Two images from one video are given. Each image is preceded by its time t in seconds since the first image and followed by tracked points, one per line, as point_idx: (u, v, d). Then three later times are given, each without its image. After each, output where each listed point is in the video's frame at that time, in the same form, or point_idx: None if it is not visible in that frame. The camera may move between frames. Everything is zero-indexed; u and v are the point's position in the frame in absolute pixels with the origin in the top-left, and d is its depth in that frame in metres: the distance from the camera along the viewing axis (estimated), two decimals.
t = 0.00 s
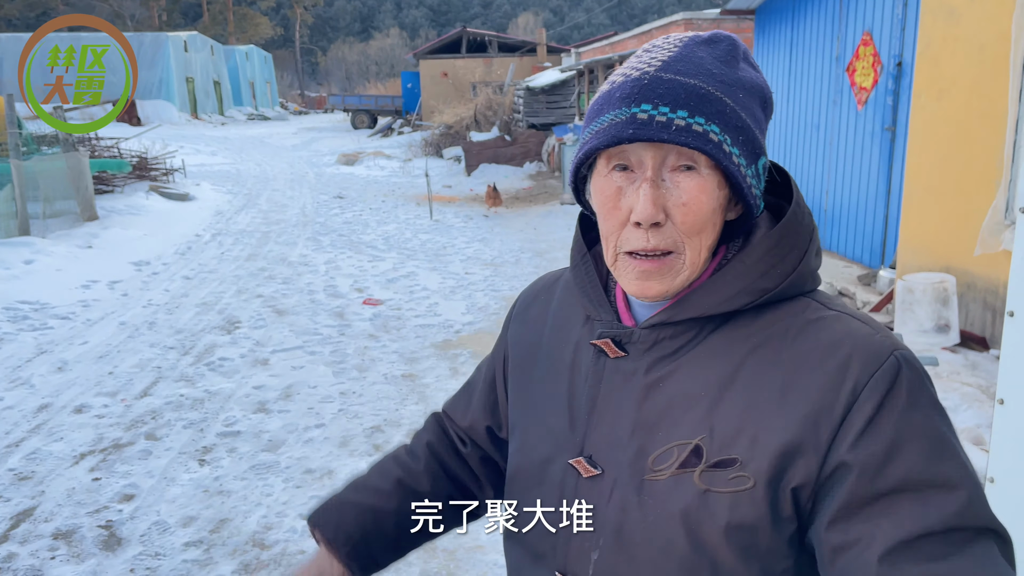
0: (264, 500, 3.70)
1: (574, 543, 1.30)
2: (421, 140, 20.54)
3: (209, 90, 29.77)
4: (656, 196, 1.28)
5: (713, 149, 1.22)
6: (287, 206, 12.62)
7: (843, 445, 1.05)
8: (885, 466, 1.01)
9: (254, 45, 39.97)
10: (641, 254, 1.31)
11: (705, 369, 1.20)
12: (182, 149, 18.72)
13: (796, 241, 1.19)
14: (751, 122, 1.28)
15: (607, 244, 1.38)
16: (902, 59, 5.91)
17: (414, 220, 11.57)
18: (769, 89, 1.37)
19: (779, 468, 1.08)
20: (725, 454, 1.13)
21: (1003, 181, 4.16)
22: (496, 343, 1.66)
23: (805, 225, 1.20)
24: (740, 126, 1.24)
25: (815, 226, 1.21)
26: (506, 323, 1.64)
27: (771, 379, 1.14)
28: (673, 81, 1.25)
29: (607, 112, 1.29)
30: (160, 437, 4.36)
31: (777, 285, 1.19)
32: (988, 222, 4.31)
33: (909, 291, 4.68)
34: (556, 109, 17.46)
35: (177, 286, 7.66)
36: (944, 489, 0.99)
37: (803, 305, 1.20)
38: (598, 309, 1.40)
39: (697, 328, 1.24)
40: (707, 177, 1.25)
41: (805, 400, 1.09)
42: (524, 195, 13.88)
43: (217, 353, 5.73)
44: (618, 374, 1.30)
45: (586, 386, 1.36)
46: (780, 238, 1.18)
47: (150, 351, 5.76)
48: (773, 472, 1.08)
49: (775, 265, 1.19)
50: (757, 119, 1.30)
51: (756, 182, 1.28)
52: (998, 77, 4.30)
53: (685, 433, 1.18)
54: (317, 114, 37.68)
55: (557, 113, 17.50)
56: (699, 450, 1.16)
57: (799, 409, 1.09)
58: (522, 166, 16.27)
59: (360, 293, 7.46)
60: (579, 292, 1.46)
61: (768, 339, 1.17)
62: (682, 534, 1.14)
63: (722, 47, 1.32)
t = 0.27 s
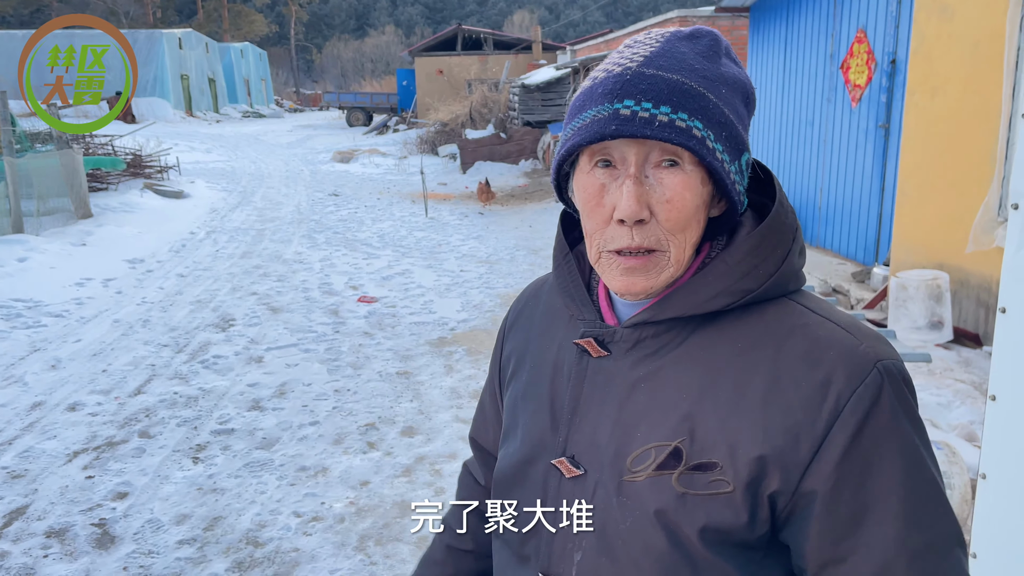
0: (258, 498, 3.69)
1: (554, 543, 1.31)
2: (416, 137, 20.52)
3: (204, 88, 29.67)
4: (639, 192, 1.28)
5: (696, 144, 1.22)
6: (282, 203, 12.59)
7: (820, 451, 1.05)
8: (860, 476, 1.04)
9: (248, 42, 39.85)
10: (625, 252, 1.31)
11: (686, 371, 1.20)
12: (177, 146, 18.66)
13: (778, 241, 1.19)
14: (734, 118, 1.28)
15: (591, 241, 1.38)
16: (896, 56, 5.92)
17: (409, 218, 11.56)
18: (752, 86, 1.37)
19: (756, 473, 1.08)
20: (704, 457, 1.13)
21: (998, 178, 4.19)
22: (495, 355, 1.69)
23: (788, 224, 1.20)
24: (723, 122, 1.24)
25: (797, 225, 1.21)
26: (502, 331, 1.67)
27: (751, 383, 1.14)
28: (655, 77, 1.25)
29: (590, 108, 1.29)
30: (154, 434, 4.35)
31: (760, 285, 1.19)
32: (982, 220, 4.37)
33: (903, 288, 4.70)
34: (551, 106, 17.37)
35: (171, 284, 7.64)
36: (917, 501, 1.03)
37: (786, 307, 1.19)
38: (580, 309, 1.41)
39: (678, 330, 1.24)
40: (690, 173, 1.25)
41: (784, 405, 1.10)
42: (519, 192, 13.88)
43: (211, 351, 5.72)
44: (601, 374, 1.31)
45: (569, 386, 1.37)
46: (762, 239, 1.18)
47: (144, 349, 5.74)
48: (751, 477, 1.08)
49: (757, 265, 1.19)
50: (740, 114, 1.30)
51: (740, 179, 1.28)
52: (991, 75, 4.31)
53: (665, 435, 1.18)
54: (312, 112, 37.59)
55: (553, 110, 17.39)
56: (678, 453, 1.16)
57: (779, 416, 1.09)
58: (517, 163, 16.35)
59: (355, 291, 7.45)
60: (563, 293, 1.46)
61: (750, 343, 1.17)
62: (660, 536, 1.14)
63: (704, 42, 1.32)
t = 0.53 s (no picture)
0: (255, 498, 3.68)
1: (551, 545, 1.30)
2: (413, 137, 20.49)
3: (200, 86, 29.61)
4: (640, 190, 1.27)
5: (696, 143, 1.22)
6: (279, 202, 12.56)
7: (817, 454, 1.05)
8: (856, 479, 1.04)
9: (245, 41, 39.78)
10: (624, 250, 1.31)
11: (684, 372, 1.20)
12: (173, 145, 18.62)
13: (777, 242, 1.19)
14: (734, 117, 1.28)
15: (590, 239, 1.38)
16: (893, 55, 5.93)
17: (406, 217, 11.54)
18: (752, 86, 1.36)
19: (753, 474, 1.08)
20: (701, 458, 1.13)
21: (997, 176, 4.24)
22: (496, 357, 1.69)
23: (788, 224, 1.20)
24: (723, 121, 1.24)
25: (797, 226, 1.21)
26: (503, 335, 1.67)
27: (749, 385, 1.13)
28: (656, 75, 1.24)
29: (590, 106, 1.29)
30: (151, 434, 4.34)
31: (759, 286, 1.18)
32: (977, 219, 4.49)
33: (901, 287, 4.70)
34: (549, 106, 17.35)
35: (168, 283, 7.62)
36: (911, 502, 1.04)
37: (785, 308, 1.19)
38: (579, 309, 1.40)
39: (677, 330, 1.24)
40: (690, 172, 1.25)
41: (782, 407, 1.09)
42: (516, 191, 13.89)
43: (208, 351, 5.70)
44: (600, 374, 1.31)
45: (568, 386, 1.37)
46: (762, 238, 1.18)
47: (141, 349, 5.73)
48: (748, 477, 1.08)
49: (756, 266, 1.19)
50: (740, 114, 1.30)
51: (740, 178, 1.28)
52: (988, 75, 4.33)
53: (662, 436, 1.18)
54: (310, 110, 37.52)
55: (551, 110, 17.42)
56: (675, 453, 1.15)
57: (777, 418, 1.09)
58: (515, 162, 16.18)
59: (352, 290, 7.44)
60: (562, 292, 1.46)
61: (748, 344, 1.17)
62: (657, 536, 1.14)
63: (705, 42, 1.32)
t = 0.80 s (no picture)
0: (254, 498, 3.68)
1: (554, 545, 1.29)
2: (412, 137, 20.49)
3: (200, 87, 29.59)
4: (644, 189, 1.27)
5: (701, 143, 1.22)
6: (277, 202, 12.56)
7: (820, 453, 1.05)
8: (859, 478, 1.04)
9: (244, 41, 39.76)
10: (628, 249, 1.31)
11: (687, 372, 1.20)
12: (172, 145, 18.60)
13: (782, 242, 1.19)
14: (737, 117, 1.28)
15: (594, 238, 1.38)
16: (892, 56, 5.94)
17: (406, 217, 11.54)
18: (755, 86, 1.37)
19: (756, 473, 1.08)
20: (705, 457, 1.13)
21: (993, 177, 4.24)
22: (496, 357, 1.69)
23: (792, 224, 1.21)
24: (727, 120, 1.24)
25: (801, 226, 1.21)
26: (504, 335, 1.67)
27: (752, 385, 1.13)
28: (660, 74, 1.24)
29: (594, 105, 1.29)
30: (150, 434, 4.34)
31: (763, 286, 1.18)
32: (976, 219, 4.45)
33: (900, 287, 4.70)
34: (548, 106, 17.37)
35: (166, 284, 7.61)
36: (913, 501, 1.04)
37: (788, 308, 1.19)
38: (582, 308, 1.40)
39: (681, 330, 1.24)
40: (694, 171, 1.25)
41: (785, 408, 1.09)
42: (515, 192, 13.89)
43: (207, 351, 5.70)
44: (603, 373, 1.31)
45: (570, 385, 1.36)
46: (767, 238, 1.18)
47: (140, 349, 5.72)
48: (751, 477, 1.08)
49: (760, 266, 1.19)
50: (743, 114, 1.30)
51: (743, 178, 1.28)
52: (987, 76, 4.33)
53: (665, 435, 1.18)
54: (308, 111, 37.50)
55: (549, 110, 17.42)
56: (679, 452, 1.15)
57: (780, 418, 1.09)
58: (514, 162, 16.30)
59: (351, 290, 7.43)
60: (564, 292, 1.46)
61: (752, 344, 1.16)
62: (660, 536, 1.14)
63: (709, 42, 1.32)
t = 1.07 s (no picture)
0: (251, 497, 3.69)
1: (550, 541, 1.31)
2: (410, 137, 20.50)
3: (198, 87, 29.57)
4: (638, 188, 1.28)
5: (695, 141, 1.23)
6: (276, 202, 12.56)
7: (812, 452, 1.06)
8: (850, 476, 1.05)
9: (242, 41, 39.74)
10: (622, 246, 1.32)
11: (680, 371, 1.21)
12: (170, 145, 18.60)
13: (774, 241, 1.20)
14: (731, 116, 1.29)
15: (588, 237, 1.39)
16: (889, 56, 5.95)
17: (404, 218, 11.54)
18: (750, 87, 1.37)
19: (749, 470, 1.09)
20: (698, 455, 1.14)
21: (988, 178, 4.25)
22: (494, 355, 1.70)
23: (785, 224, 1.21)
24: (721, 120, 1.25)
25: (794, 226, 1.22)
26: (501, 333, 1.68)
27: (745, 383, 1.14)
28: (655, 74, 1.25)
29: (589, 104, 1.30)
30: (147, 434, 4.34)
31: (756, 285, 1.19)
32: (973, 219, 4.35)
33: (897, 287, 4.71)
34: (546, 107, 17.38)
35: (165, 284, 7.61)
36: (903, 500, 1.05)
37: (782, 307, 1.20)
38: (578, 307, 1.41)
39: (675, 328, 1.25)
40: (688, 170, 1.26)
41: (778, 405, 1.10)
42: (513, 192, 13.91)
43: (205, 350, 5.70)
44: (598, 371, 1.31)
45: (565, 383, 1.37)
46: (759, 238, 1.19)
47: (137, 349, 5.72)
48: (743, 474, 1.09)
49: (754, 265, 1.19)
50: (737, 114, 1.31)
51: (737, 178, 1.29)
52: (984, 76, 4.35)
53: (659, 432, 1.19)
54: (307, 111, 37.49)
55: (548, 110, 17.43)
56: (673, 449, 1.16)
57: (773, 416, 1.10)
58: (512, 163, 16.33)
59: (349, 290, 7.43)
60: (560, 292, 1.47)
61: (745, 342, 1.17)
62: (654, 531, 1.16)
63: (703, 43, 1.33)
